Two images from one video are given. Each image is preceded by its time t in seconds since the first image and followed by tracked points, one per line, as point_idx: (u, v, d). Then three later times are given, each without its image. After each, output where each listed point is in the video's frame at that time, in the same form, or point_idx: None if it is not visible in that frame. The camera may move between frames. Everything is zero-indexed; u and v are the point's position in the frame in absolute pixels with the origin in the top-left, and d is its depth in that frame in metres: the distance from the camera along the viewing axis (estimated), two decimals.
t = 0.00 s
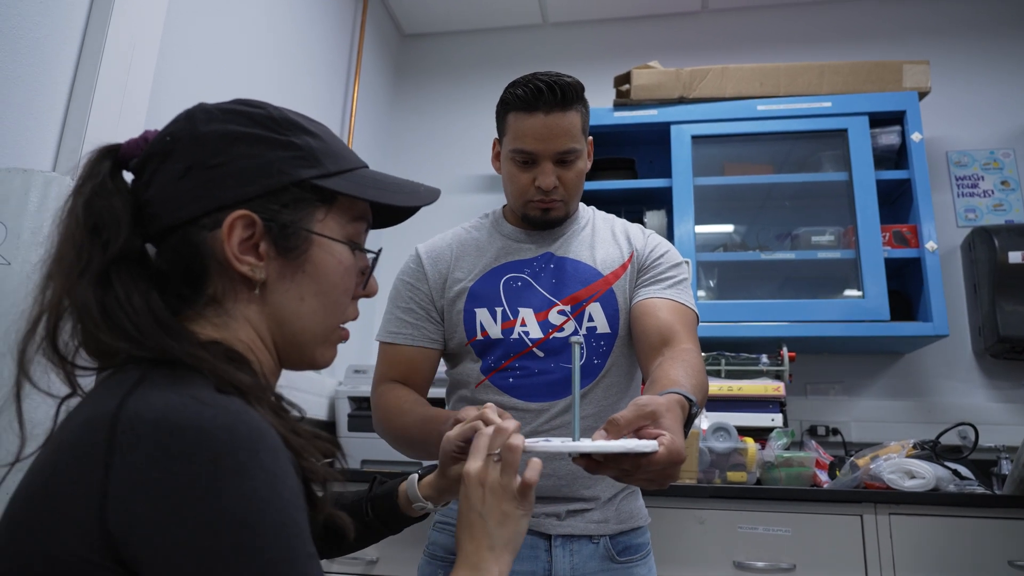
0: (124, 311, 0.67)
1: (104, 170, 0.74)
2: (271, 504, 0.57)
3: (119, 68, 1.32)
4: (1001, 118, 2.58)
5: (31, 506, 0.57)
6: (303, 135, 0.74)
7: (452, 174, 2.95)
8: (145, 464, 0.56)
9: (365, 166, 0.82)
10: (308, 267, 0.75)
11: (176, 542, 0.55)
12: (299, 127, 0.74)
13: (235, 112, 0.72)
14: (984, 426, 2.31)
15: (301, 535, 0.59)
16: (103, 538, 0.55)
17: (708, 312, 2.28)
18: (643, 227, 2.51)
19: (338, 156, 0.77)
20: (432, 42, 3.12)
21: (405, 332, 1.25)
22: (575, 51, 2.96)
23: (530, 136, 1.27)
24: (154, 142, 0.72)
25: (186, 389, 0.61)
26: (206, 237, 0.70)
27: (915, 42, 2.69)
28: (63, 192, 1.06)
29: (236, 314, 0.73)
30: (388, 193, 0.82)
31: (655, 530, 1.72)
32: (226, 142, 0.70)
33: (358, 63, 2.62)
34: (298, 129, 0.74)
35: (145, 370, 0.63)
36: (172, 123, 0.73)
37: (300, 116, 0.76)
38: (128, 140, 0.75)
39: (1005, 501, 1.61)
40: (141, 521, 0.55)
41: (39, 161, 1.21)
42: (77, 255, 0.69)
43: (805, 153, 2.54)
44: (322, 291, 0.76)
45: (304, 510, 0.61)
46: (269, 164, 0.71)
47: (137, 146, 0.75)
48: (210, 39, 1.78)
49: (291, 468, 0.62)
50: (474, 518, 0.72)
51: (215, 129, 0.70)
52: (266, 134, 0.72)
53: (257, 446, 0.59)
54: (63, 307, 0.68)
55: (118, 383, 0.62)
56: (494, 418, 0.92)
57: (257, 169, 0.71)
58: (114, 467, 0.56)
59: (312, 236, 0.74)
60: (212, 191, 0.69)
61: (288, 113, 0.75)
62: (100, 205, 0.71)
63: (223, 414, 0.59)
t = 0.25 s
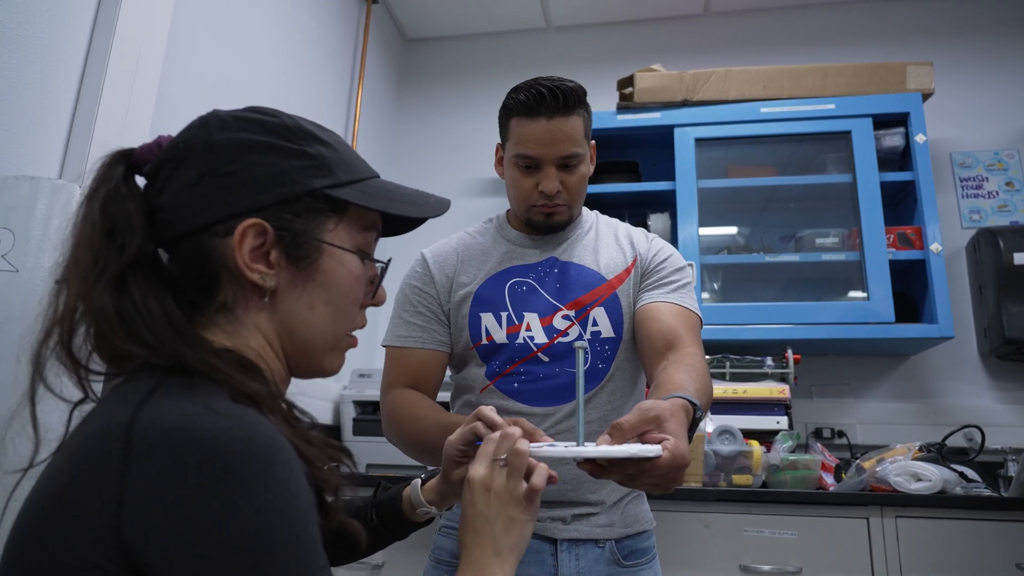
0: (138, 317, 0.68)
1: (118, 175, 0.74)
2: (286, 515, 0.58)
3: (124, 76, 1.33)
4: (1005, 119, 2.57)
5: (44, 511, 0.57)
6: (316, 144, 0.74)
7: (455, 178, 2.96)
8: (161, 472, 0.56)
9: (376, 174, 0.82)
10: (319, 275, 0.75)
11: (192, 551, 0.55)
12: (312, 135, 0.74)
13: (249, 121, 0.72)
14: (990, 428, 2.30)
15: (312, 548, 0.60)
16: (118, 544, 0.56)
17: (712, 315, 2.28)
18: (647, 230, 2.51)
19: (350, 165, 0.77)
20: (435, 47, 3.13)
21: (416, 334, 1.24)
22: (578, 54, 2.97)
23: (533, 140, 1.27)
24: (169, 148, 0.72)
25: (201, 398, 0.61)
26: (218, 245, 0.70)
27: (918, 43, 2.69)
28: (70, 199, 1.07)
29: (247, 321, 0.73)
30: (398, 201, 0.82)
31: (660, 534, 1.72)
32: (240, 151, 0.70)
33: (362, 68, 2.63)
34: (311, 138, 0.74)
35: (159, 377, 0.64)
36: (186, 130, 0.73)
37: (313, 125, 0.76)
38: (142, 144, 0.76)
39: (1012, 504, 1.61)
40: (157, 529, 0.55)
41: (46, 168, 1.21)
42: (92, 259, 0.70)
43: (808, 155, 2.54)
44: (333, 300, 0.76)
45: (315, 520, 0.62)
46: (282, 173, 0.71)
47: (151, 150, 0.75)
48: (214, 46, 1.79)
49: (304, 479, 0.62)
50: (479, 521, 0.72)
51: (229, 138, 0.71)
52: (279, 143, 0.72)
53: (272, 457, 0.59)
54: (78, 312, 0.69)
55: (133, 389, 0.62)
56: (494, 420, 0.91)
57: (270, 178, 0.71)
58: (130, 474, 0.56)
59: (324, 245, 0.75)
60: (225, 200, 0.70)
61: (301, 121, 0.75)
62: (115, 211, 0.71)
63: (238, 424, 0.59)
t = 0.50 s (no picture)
0: (145, 328, 0.68)
1: (124, 188, 0.75)
2: (292, 525, 0.58)
3: (125, 84, 1.33)
4: (1005, 123, 2.58)
5: (48, 521, 0.57)
6: (318, 154, 0.74)
7: (456, 184, 2.96)
8: (167, 481, 0.56)
9: (380, 183, 0.82)
10: (322, 285, 0.75)
11: (197, 562, 0.55)
12: (314, 146, 0.74)
13: (251, 132, 0.73)
14: (992, 431, 2.30)
15: (317, 559, 0.59)
16: (121, 555, 0.55)
17: (712, 319, 2.28)
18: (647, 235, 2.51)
19: (353, 175, 0.77)
20: (435, 53, 3.14)
21: (420, 338, 1.24)
22: (578, 60, 2.98)
23: (533, 147, 1.27)
24: (173, 161, 0.73)
25: (206, 409, 0.62)
26: (221, 256, 0.70)
27: (917, 47, 2.70)
28: (71, 208, 1.07)
29: (251, 332, 0.73)
30: (402, 210, 0.82)
31: (661, 540, 1.72)
32: (241, 163, 0.71)
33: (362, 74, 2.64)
34: (312, 148, 0.74)
35: (165, 387, 0.64)
36: (190, 143, 0.74)
37: (315, 136, 0.77)
38: (148, 158, 0.76)
39: (1014, 508, 1.60)
40: (162, 539, 0.55)
41: (48, 176, 1.22)
42: (100, 271, 0.70)
43: (808, 160, 2.54)
44: (336, 309, 0.76)
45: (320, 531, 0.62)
46: (284, 184, 0.72)
47: (156, 165, 0.76)
48: (215, 54, 1.79)
49: (309, 489, 0.62)
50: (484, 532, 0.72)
51: (231, 150, 0.71)
52: (281, 154, 0.72)
53: (277, 468, 0.59)
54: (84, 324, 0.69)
55: (138, 399, 0.62)
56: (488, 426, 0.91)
57: (271, 189, 0.71)
58: (135, 484, 0.56)
59: (326, 255, 0.75)
60: (227, 211, 0.70)
61: (303, 132, 0.75)
62: (121, 224, 0.72)
63: (243, 434, 0.60)
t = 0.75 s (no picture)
0: (154, 332, 0.68)
1: (134, 194, 0.75)
2: (302, 534, 0.59)
3: (127, 88, 1.34)
4: (1006, 125, 2.58)
5: (59, 526, 0.57)
6: (324, 158, 0.74)
7: (457, 186, 2.96)
8: (179, 488, 0.56)
9: (386, 187, 0.82)
10: (329, 289, 0.75)
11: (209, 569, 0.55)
12: (320, 150, 0.74)
13: (258, 137, 0.73)
14: (994, 434, 2.30)
15: (326, 568, 0.60)
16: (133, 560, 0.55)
17: (714, 322, 2.28)
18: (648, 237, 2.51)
19: (359, 180, 0.77)
20: (436, 56, 3.14)
21: (425, 338, 1.23)
22: (579, 63, 2.98)
23: (535, 150, 1.27)
24: (181, 167, 0.73)
25: (216, 415, 0.61)
26: (228, 261, 0.70)
27: (918, 49, 2.70)
28: (73, 211, 1.07)
29: (259, 336, 0.74)
30: (408, 214, 0.81)
31: (664, 542, 1.72)
32: (247, 168, 0.71)
33: (363, 77, 2.64)
34: (318, 153, 0.74)
35: (175, 391, 0.64)
36: (198, 148, 0.74)
37: (322, 140, 0.77)
38: (158, 164, 0.77)
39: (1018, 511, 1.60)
40: (174, 546, 0.55)
41: (50, 179, 1.22)
42: (111, 276, 0.71)
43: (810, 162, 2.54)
44: (343, 314, 0.76)
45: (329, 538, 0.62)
46: (290, 189, 0.72)
47: (166, 170, 0.76)
48: (216, 57, 1.80)
49: (318, 497, 0.63)
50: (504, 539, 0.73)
51: (238, 155, 0.71)
52: (287, 158, 0.72)
53: (288, 476, 0.60)
54: (94, 328, 0.69)
55: (148, 403, 0.62)
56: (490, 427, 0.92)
57: (277, 194, 0.71)
58: (147, 489, 0.56)
59: (332, 260, 0.75)
60: (234, 216, 0.70)
61: (309, 137, 0.75)
62: (131, 228, 0.72)
63: (255, 442, 0.60)
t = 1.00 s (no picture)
0: (167, 332, 0.69)
1: (146, 194, 0.75)
2: (311, 534, 0.59)
3: (134, 87, 1.34)
4: (1012, 126, 2.57)
5: (69, 523, 0.57)
6: (335, 158, 0.74)
7: (461, 186, 2.96)
8: (189, 486, 0.56)
9: (396, 187, 0.82)
10: (339, 289, 0.75)
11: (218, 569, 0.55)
12: (331, 150, 0.74)
13: (269, 137, 0.73)
14: (999, 436, 2.29)
15: (335, 569, 0.60)
16: (143, 559, 0.55)
17: (717, 323, 2.28)
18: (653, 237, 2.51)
19: (370, 179, 0.77)
20: (441, 56, 3.14)
21: (431, 337, 1.23)
22: (583, 63, 2.98)
23: (541, 150, 1.27)
24: (193, 166, 0.73)
25: (226, 415, 0.62)
26: (240, 261, 0.71)
27: (923, 50, 2.69)
28: (81, 210, 1.07)
29: (270, 335, 0.74)
30: (418, 215, 0.81)
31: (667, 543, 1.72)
32: (259, 168, 0.71)
33: (368, 77, 2.64)
34: (329, 153, 0.74)
35: (185, 389, 0.64)
36: (209, 148, 0.74)
37: (332, 140, 0.77)
38: (170, 163, 0.77)
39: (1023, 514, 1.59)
40: (183, 545, 0.55)
41: (56, 178, 1.23)
42: (124, 276, 0.71)
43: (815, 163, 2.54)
44: (353, 314, 0.76)
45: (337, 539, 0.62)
46: (302, 189, 0.72)
47: (178, 170, 0.76)
48: (222, 57, 1.80)
49: (327, 498, 0.63)
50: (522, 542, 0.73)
51: (249, 155, 0.72)
52: (298, 158, 0.72)
53: (298, 477, 0.60)
54: (107, 327, 0.70)
55: (160, 401, 0.62)
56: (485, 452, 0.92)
57: (288, 194, 0.71)
58: (157, 487, 0.56)
59: (343, 260, 0.75)
60: (245, 216, 0.70)
61: (320, 136, 0.75)
62: (143, 228, 0.73)
63: (265, 442, 0.60)
